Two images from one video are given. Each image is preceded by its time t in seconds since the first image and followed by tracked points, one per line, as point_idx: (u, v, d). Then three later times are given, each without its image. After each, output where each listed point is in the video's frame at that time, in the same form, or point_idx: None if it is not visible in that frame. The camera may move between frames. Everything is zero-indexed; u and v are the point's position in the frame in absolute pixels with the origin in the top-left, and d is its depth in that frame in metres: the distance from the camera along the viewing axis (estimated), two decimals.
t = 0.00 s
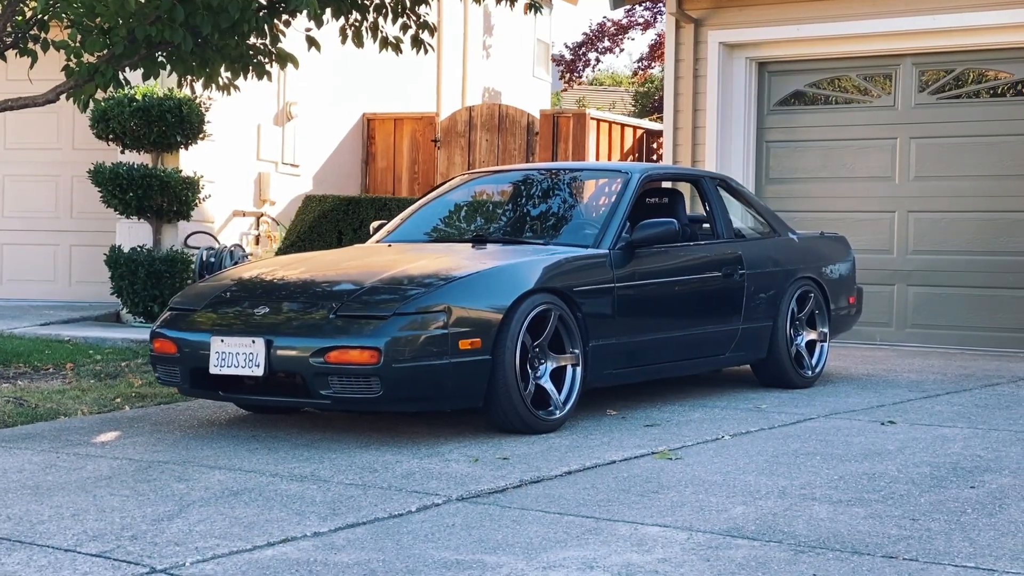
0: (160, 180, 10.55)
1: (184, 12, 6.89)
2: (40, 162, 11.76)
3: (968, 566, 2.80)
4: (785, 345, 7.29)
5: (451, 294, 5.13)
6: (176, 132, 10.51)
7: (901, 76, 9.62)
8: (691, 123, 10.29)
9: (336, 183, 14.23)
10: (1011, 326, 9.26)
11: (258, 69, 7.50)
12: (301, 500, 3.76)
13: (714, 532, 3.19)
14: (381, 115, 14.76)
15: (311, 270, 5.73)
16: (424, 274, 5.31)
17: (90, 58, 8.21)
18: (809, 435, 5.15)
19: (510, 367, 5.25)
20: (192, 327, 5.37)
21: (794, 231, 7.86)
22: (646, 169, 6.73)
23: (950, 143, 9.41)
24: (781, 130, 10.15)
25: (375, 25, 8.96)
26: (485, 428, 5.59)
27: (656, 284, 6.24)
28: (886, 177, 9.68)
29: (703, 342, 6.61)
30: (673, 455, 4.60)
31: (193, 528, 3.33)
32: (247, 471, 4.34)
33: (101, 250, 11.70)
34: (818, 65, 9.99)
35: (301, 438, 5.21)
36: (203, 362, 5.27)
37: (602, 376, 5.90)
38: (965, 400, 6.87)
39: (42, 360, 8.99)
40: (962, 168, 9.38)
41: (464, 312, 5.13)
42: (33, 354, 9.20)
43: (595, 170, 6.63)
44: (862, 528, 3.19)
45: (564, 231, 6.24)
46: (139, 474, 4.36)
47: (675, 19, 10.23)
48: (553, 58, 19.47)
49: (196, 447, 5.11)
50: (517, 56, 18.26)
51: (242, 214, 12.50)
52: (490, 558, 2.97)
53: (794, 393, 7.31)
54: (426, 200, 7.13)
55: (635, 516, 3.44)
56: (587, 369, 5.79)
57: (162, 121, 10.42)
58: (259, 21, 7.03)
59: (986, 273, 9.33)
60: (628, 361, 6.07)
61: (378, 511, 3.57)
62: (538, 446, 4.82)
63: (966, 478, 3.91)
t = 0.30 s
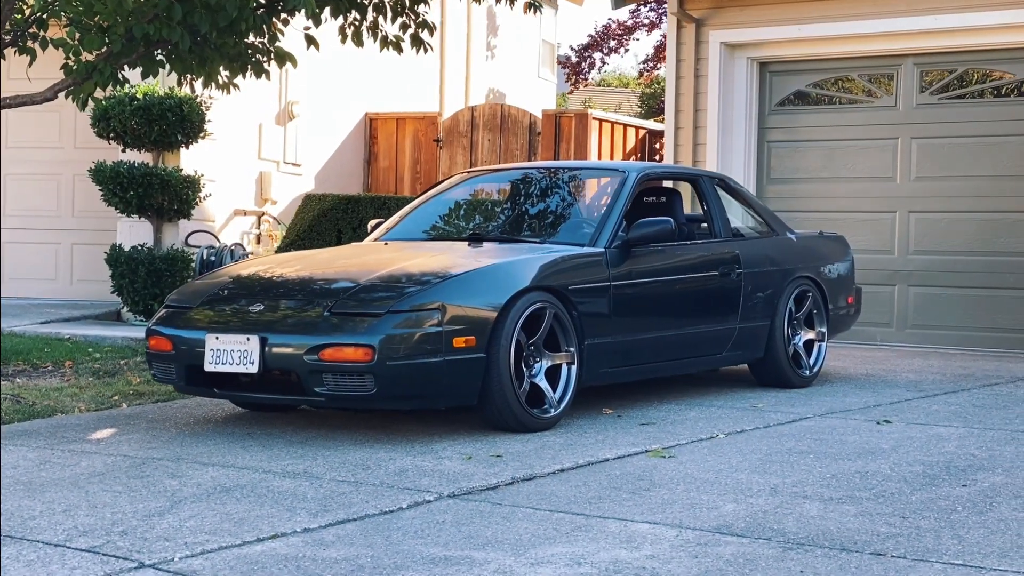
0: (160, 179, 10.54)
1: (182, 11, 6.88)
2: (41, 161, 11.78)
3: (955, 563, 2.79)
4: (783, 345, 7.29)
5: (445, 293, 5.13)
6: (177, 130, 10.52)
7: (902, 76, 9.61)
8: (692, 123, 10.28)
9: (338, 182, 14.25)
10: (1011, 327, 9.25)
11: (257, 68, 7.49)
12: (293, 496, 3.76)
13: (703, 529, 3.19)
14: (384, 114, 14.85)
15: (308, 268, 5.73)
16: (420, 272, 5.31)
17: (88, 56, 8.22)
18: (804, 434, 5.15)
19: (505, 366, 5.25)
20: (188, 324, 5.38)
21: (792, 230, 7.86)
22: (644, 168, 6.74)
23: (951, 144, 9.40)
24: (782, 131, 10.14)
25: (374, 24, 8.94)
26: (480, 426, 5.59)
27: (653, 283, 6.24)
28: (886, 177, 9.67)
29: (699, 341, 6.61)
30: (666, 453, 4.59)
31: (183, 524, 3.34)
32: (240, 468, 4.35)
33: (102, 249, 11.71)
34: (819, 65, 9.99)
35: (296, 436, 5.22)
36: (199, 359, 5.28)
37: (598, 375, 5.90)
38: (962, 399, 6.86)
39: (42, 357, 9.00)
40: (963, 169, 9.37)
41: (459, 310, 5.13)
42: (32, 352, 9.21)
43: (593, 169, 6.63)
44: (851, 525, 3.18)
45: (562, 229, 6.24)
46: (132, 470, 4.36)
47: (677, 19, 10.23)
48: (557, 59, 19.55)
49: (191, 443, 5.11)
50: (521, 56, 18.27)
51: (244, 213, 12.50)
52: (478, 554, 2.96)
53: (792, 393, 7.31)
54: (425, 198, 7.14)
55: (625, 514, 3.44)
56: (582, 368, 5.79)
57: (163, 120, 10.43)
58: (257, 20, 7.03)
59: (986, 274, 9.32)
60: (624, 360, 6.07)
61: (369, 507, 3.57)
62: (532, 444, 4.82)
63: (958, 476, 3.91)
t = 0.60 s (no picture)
0: (162, 177, 10.54)
1: (182, 8, 6.90)
2: (42, 158, 11.79)
3: (945, 561, 2.79)
4: (781, 344, 7.29)
5: (441, 290, 5.13)
6: (179, 128, 10.52)
7: (903, 76, 9.61)
8: (693, 122, 10.27)
9: (339, 181, 14.25)
10: (1012, 327, 9.25)
11: (256, 66, 7.49)
12: (286, 492, 3.76)
13: (695, 526, 3.20)
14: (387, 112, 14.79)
15: (306, 264, 5.73)
16: (417, 269, 5.32)
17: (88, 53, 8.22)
18: (800, 433, 5.15)
19: (501, 363, 5.25)
20: (186, 320, 5.39)
21: (791, 229, 7.85)
22: (643, 167, 6.74)
23: (951, 143, 9.40)
24: (783, 130, 10.14)
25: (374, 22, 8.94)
26: (476, 424, 5.59)
27: (651, 281, 6.24)
28: (887, 177, 9.67)
29: (697, 339, 6.61)
30: (662, 451, 4.59)
31: (175, 519, 3.34)
32: (234, 464, 4.35)
33: (103, 246, 11.72)
34: (819, 64, 9.99)
35: (292, 433, 5.22)
36: (196, 355, 5.28)
37: (595, 373, 5.91)
38: (960, 399, 6.86)
39: (41, 354, 9.01)
40: (963, 169, 9.37)
41: (456, 307, 5.14)
42: (32, 348, 9.22)
43: (592, 166, 6.64)
44: (843, 523, 3.18)
45: (560, 227, 6.23)
46: (127, 466, 4.37)
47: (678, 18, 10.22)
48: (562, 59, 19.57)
49: (187, 440, 5.12)
50: (525, 55, 18.28)
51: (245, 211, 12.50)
52: (470, 550, 2.96)
53: (790, 392, 7.31)
54: (424, 196, 7.14)
55: (617, 510, 3.44)
56: (579, 365, 5.80)
57: (164, 117, 10.44)
58: (256, 17, 7.03)
59: (987, 273, 9.32)
60: (621, 357, 6.07)
61: (362, 504, 3.58)
62: (527, 441, 4.82)
63: (952, 474, 3.91)
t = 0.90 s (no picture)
0: (164, 174, 10.53)
1: (182, 5, 6.90)
2: (46, 156, 11.81)
3: (937, 558, 2.79)
4: (780, 342, 7.28)
5: (439, 287, 5.14)
6: (181, 126, 10.48)
7: (905, 76, 9.60)
8: (696, 121, 10.23)
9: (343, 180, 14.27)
10: (1014, 327, 9.24)
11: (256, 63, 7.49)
12: (281, 488, 3.77)
13: (688, 523, 3.20)
14: (390, 112, 14.72)
15: (305, 261, 5.74)
16: (415, 267, 5.32)
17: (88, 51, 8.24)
18: (797, 431, 5.15)
19: (499, 360, 5.25)
20: (183, 317, 5.40)
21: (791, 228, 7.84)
22: (643, 166, 6.74)
23: (954, 143, 9.39)
24: (786, 130, 10.13)
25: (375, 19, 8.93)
26: (474, 421, 5.59)
27: (650, 279, 6.24)
28: (889, 177, 9.66)
29: (696, 337, 6.61)
30: (658, 449, 4.59)
31: (169, 515, 3.34)
32: (231, 460, 4.36)
33: (107, 244, 11.73)
34: (821, 64, 9.98)
35: (290, 429, 5.23)
36: (194, 352, 5.29)
37: (593, 371, 5.91)
38: (959, 398, 6.85)
39: (42, 351, 9.03)
40: (966, 168, 9.35)
41: (453, 304, 5.14)
42: (33, 345, 9.24)
43: (593, 165, 6.64)
44: (836, 520, 3.18)
45: (560, 225, 6.23)
46: (124, 462, 4.38)
47: (681, 17, 10.22)
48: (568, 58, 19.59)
49: (184, 436, 5.13)
50: (532, 54, 18.30)
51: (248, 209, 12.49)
52: (461, 546, 2.96)
53: (789, 390, 7.30)
54: (424, 194, 7.14)
55: (611, 507, 3.44)
56: (577, 363, 5.80)
57: (167, 115, 10.44)
58: (256, 14, 7.03)
59: (989, 273, 9.31)
60: (619, 355, 6.07)
61: (356, 500, 3.58)
62: (524, 439, 4.83)
63: (947, 472, 3.91)
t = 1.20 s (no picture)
0: (169, 172, 10.55)
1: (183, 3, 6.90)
2: (52, 153, 11.83)
3: (928, 555, 2.78)
4: (782, 340, 7.28)
5: (438, 284, 5.14)
6: (186, 124, 10.54)
7: (909, 75, 9.58)
8: (701, 120, 10.27)
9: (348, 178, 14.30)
10: (1019, 326, 9.22)
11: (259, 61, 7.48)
12: (277, 484, 3.77)
13: (681, 520, 3.20)
14: (396, 110, 14.82)
15: (305, 259, 5.75)
16: (414, 265, 5.32)
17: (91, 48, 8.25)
18: (795, 429, 5.14)
19: (496, 358, 5.25)
20: (183, 314, 5.41)
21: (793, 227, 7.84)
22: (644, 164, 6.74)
23: (958, 142, 9.37)
24: (790, 129, 10.13)
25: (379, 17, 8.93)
26: (473, 418, 5.60)
27: (650, 277, 6.23)
28: (894, 176, 9.65)
29: (697, 336, 6.60)
30: (655, 446, 4.59)
31: (164, 511, 3.35)
32: (228, 457, 4.37)
33: (112, 242, 11.75)
34: (826, 62, 9.97)
35: (289, 426, 5.23)
36: (193, 349, 5.30)
37: (592, 368, 5.91)
38: (960, 397, 6.84)
39: (45, 348, 9.05)
40: (971, 168, 9.34)
41: (451, 302, 5.14)
42: (36, 342, 9.26)
43: (594, 163, 6.64)
44: (829, 517, 3.19)
45: (561, 223, 6.23)
46: (121, 458, 4.39)
47: (686, 16, 10.22)
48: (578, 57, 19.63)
49: (183, 433, 5.14)
50: (540, 53, 18.34)
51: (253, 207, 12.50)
52: (454, 542, 2.96)
53: (790, 389, 7.30)
54: (426, 192, 7.15)
55: (605, 504, 3.44)
56: (576, 361, 5.80)
57: (172, 113, 10.46)
58: (258, 12, 7.04)
59: (993, 273, 9.29)
60: (619, 353, 6.07)
61: (351, 496, 3.59)
62: (522, 436, 4.83)
63: (943, 471, 3.90)
